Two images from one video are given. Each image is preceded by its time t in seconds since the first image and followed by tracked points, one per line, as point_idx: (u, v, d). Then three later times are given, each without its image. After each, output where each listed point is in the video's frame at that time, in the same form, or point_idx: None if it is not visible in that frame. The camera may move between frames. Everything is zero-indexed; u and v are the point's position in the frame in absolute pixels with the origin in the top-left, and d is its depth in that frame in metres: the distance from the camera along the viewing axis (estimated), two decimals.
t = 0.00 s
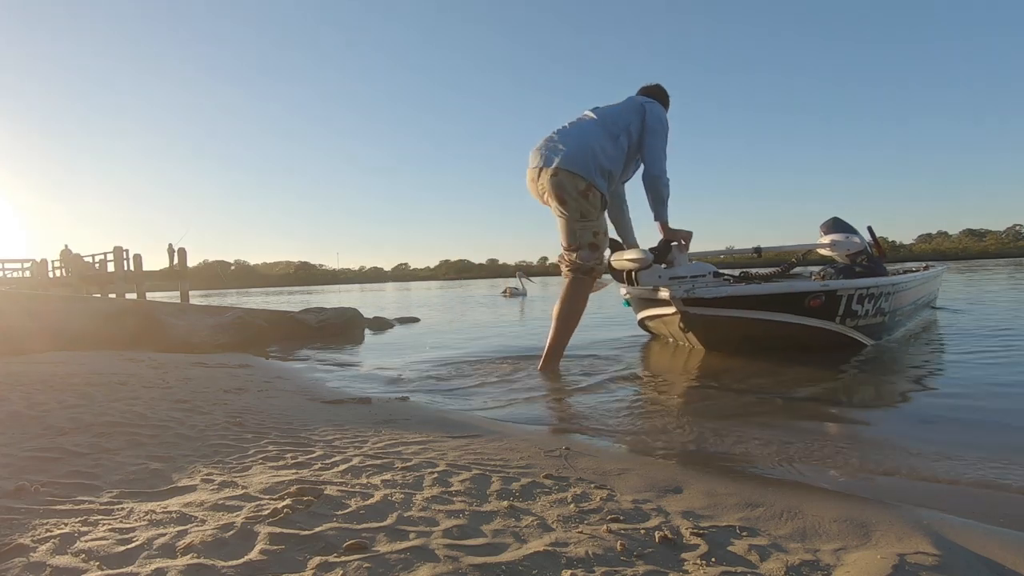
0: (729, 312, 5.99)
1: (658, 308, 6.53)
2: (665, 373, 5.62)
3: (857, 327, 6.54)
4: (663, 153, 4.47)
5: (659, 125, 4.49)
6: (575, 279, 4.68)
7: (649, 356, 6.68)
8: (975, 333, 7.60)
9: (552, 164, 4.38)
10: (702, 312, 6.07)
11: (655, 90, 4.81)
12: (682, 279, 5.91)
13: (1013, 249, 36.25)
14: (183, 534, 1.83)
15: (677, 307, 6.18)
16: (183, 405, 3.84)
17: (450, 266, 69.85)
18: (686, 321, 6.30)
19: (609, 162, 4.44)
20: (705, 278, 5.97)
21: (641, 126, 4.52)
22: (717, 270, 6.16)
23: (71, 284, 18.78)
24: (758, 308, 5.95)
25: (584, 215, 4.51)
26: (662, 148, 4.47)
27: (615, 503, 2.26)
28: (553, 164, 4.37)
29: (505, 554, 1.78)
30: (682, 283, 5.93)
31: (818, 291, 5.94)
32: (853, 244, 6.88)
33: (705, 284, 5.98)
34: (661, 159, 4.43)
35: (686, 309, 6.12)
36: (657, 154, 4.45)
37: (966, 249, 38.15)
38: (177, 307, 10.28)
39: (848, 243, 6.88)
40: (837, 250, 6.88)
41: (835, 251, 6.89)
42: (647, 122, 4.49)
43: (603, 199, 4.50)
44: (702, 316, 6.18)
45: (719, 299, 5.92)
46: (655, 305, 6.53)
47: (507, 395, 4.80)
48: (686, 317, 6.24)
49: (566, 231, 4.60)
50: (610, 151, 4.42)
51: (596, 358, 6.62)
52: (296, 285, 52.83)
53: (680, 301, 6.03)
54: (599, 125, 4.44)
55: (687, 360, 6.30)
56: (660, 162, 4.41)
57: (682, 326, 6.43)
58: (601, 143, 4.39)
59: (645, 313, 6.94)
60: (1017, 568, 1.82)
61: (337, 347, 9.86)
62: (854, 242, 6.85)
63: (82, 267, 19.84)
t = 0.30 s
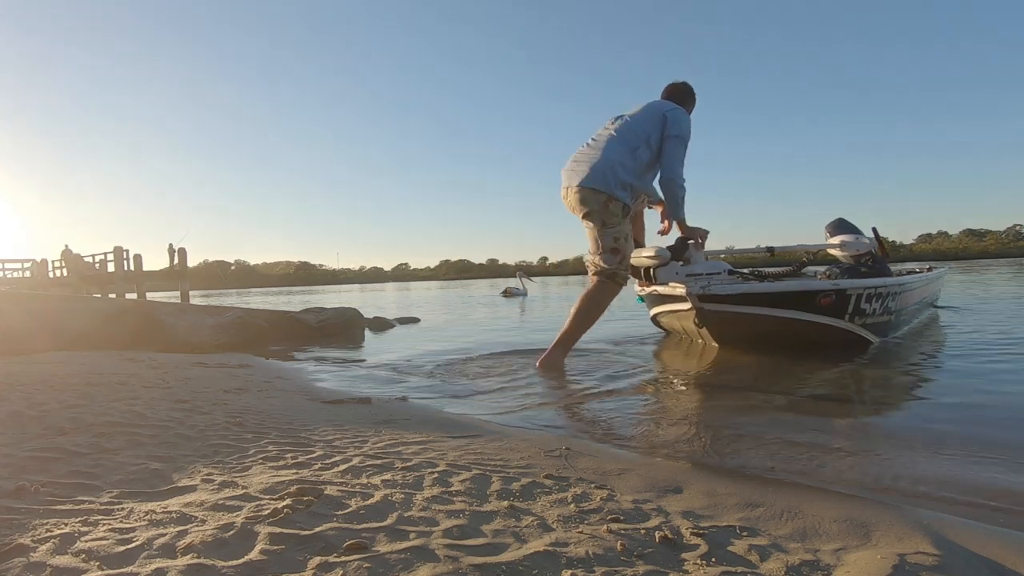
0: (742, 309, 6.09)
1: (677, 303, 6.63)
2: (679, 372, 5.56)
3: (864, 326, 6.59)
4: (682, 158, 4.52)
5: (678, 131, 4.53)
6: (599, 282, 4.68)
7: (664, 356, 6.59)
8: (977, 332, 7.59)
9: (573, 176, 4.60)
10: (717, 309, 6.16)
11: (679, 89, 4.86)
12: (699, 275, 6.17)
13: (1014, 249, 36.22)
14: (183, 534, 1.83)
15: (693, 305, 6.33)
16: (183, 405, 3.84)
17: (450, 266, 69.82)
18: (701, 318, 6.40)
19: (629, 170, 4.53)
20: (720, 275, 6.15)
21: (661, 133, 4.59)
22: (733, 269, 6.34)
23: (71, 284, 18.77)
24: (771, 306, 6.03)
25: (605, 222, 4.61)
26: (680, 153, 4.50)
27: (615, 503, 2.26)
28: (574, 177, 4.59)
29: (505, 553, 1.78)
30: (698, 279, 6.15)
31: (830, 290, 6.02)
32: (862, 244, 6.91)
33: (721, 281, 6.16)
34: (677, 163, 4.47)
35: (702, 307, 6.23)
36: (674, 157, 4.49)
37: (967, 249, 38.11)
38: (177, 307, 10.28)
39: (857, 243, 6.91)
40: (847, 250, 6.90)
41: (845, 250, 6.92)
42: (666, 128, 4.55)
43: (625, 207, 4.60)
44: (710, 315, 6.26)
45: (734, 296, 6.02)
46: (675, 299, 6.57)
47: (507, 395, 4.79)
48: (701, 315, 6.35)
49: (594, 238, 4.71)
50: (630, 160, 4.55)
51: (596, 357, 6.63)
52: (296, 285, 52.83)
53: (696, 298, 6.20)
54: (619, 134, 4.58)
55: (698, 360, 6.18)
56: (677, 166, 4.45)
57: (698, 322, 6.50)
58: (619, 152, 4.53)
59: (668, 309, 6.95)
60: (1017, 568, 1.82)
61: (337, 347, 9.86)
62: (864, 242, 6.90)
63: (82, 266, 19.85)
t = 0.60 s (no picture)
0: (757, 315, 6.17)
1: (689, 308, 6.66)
2: (685, 373, 5.56)
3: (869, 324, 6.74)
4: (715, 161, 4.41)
5: (717, 136, 4.44)
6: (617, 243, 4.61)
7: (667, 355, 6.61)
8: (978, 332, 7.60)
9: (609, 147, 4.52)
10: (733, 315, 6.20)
11: (722, 100, 4.82)
12: (715, 283, 5.98)
13: (1013, 249, 36.21)
14: (182, 534, 1.83)
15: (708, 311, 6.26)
16: (183, 405, 3.84)
17: (450, 266, 69.79)
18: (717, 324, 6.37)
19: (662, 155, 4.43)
20: (737, 283, 6.08)
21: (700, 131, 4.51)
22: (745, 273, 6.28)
23: (71, 284, 18.79)
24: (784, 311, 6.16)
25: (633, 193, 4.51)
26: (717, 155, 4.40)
27: (615, 503, 2.26)
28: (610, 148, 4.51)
29: (505, 553, 1.78)
30: (714, 288, 5.99)
31: (841, 292, 6.18)
32: (871, 247, 6.79)
33: (736, 288, 6.08)
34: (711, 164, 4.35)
35: (719, 315, 6.20)
36: (709, 157, 4.37)
37: (967, 249, 38.11)
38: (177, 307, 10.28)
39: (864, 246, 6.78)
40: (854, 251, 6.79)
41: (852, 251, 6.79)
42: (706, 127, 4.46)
43: (651, 182, 4.47)
44: (723, 321, 6.23)
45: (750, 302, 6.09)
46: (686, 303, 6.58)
47: (506, 395, 4.80)
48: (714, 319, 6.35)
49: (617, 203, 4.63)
50: (665, 147, 4.44)
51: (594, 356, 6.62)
52: (295, 285, 52.84)
53: (713, 306, 6.09)
54: (660, 118, 4.51)
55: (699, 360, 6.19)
56: (709, 168, 4.35)
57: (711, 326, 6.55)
58: (657, 134, 4.43)
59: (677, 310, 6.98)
60: (1017, 568, 1.82)
61: (338, 347, 9.85)
62: (873, 246, 6.78)
63: (82, 266, 19.87)
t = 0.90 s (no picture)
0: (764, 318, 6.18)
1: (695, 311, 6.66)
2: (689, 373, 5.58)
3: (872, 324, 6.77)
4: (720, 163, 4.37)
5: (725, 137, 4.41)
6: (632, 238, 4.60)
7: (667, 355, 6.63)
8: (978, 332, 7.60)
9: (619, 140, 4.51)
10: (739, 319, 6.22)
11: (733, 103, 4.80)
12: (720, 288, 6.11)
13: (1013, 249, 36.23)
14: (183, 534, 1.83)
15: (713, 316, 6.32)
16: (183, 405, 3.84)
17: (450, 266, 69.77)
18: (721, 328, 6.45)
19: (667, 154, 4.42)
20: (741, 287, 6.15)
21: (707, 132, 4.49)
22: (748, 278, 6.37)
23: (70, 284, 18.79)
24: (790, 313, 6.18)
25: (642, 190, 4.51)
26: (722, 157, 4.37)
27: (615, 503, 2.26)
28: (620, 141, 4.50)
29: (505, 553, 1.78)
30: (717, 292, 6.11)
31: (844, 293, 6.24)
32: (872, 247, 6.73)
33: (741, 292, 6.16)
34: (716, 165, 4.33)
35: (724, 318, 6.25)
36: (715, 158, 4.34)
37: (966, 249, 38.11)
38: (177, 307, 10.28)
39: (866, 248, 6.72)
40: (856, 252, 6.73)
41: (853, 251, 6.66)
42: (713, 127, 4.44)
43: (660, 178, 4.47)
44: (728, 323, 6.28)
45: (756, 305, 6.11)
46: (689, 305, 6.57)
47: (506, 395, 4.79)
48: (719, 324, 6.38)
49: (629, 199, 4.64)
50: (671, 144, 4.44)
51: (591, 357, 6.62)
52: (295, 286, 52.83)
53: (718, 310, 6.17)
54: (670, 115, 4.49)
55: (703, 360, 6.20)
56: (713, 170, 4.32)
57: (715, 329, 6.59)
58: (664, 131, 4.43)
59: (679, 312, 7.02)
60: (1017, 568, 1.82)
61: (338, 347, 9.85)
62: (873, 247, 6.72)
63: (82, 266, 19.87)
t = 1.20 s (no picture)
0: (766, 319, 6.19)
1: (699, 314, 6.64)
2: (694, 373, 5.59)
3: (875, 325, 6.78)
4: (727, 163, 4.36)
5: (731, 138, 4.40)
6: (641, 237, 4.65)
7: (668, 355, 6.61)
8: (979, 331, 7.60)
9: (627, 139, 4.53)
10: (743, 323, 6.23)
11: (740, 105, 4.80)
12: (723, 292, 6.10)
13: (1014, 249, 36.22)
14: (183, 534, 1.83)
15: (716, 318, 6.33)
16: (183, 405, 3.84)
17: (450, 266, 69.79)
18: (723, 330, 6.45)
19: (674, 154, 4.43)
20: (745, 290, 6.16)
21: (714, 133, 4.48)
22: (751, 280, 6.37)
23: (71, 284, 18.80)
24: (792, 314, 6.20)
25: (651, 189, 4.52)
26: (729, 158, 4.35)
27: (615, 503, 2.26)
28: (628, 141, 4.52)
29: (505, 553, 1.78)
30: (722, 296, 6.11)
31: (847, 295, 6.26)
32: (873, 249, 6.73)
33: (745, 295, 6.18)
34: (722, 166, 4.32)
35: (726, 319, 6.23)
36: (721, 158, 4.33)
37: (966, 249, 38.10)
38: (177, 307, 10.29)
39: (867, 249, 6.72)
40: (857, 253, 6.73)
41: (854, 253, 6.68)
42: (721, 129, 4.43)
43: (668, 178, 4.47)
44: (730, 325, 6.27)
45: (760, 309, 6.13)
46: (695, 309, 6.54)
47: (506, 395, 4.79)
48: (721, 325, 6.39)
49: (638, 199, 4.65)
50: (679, 144, 4.44)
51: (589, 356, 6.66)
52: (295, 286, 52.85)
53: (722, 313, 6.18)
54: (677, 116, 4.50)
55: (711, 360, 6.22)
56: (720, 170, 4.30)
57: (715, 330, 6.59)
58: (671, 131, 4.43)
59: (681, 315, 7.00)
60: (1017, 568, 1.82)
61: (337, 347, 9.86)
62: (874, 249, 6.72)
63: (82, 266, 19.89)
